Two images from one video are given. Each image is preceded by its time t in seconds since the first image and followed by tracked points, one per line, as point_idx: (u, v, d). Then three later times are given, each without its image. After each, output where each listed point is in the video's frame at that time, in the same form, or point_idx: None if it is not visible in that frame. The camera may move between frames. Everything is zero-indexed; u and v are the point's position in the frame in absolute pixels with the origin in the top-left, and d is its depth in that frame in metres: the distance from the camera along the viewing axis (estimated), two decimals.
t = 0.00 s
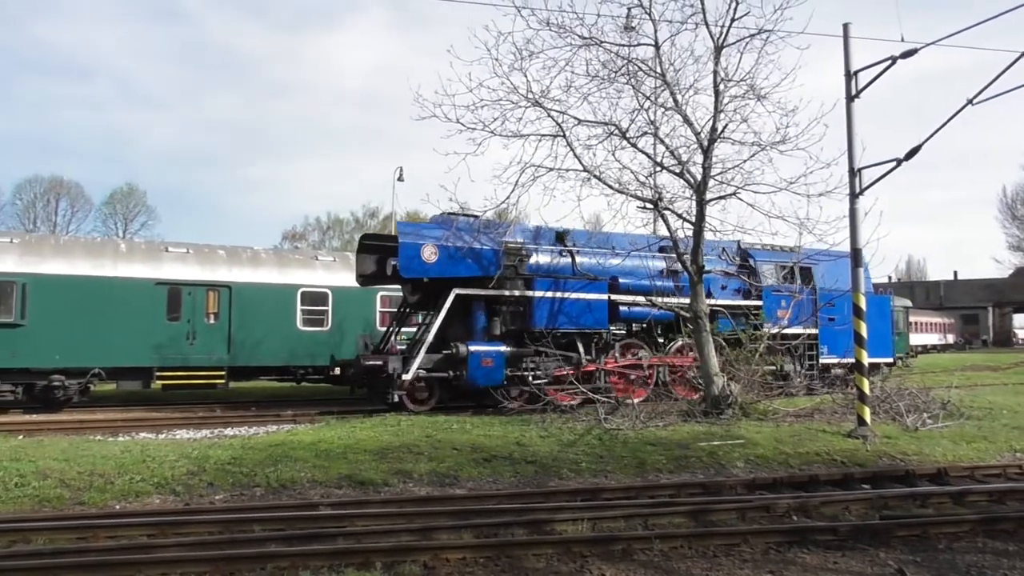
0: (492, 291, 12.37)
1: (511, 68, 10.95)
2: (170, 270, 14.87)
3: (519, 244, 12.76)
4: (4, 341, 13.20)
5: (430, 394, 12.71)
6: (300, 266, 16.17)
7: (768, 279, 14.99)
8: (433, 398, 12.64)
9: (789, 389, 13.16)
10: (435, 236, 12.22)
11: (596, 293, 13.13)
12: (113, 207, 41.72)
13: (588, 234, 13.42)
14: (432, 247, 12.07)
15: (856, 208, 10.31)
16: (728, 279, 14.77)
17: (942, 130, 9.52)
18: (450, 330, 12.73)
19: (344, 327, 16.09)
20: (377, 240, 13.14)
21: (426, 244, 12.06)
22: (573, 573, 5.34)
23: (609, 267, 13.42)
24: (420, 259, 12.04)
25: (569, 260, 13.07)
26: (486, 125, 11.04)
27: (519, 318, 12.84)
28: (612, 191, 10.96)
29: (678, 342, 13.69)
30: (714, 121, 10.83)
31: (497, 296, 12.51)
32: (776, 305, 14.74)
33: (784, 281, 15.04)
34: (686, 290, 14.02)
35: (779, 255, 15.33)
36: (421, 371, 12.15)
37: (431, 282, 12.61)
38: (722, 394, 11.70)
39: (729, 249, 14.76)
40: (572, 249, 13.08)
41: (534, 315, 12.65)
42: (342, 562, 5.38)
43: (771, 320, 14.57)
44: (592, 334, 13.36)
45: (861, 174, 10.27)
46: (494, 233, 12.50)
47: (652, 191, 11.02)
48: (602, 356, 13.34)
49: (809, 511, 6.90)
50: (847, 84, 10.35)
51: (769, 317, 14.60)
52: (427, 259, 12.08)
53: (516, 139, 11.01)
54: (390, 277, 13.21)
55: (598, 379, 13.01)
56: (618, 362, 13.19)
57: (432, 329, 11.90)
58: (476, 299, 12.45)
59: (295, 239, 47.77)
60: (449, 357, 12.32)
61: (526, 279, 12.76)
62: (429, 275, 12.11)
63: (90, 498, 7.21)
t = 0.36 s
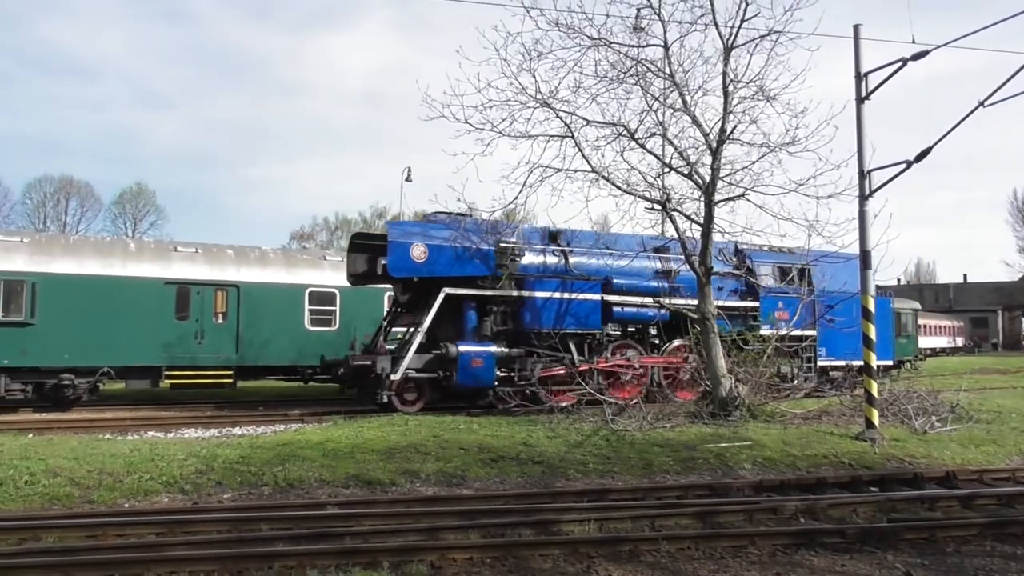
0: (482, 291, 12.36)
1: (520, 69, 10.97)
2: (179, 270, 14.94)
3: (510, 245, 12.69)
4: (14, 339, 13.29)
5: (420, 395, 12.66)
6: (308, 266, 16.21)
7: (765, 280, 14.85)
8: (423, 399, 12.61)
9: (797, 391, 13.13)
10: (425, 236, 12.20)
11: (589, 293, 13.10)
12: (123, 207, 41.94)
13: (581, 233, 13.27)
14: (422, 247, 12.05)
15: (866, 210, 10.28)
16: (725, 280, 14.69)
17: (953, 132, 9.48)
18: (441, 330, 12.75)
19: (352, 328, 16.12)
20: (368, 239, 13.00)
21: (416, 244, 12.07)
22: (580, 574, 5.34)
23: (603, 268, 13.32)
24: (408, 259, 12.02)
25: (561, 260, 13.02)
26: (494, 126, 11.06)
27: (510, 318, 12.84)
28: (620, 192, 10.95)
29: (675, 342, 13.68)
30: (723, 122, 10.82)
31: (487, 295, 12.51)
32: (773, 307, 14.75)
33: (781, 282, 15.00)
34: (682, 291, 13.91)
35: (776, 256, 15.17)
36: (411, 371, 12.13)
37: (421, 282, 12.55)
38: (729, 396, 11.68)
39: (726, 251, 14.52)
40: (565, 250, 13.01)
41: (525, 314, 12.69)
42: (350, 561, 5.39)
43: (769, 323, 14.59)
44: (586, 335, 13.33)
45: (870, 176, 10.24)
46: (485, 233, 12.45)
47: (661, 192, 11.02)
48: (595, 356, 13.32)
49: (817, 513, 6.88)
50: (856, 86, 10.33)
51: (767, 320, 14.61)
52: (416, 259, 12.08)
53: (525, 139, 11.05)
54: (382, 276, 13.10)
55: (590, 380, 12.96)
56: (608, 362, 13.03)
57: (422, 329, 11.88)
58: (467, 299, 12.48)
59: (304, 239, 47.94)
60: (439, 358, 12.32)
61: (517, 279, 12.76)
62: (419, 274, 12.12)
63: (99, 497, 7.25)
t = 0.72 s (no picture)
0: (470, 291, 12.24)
1: (524, 70, 10.89)
2: (185, 271, 14.98)
3: (500, 246, 12.63)
4: (20, 340, 13.34)
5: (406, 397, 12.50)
6: (314, 268, 16.24)
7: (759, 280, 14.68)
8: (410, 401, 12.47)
9: (803, 392, 13.10)
10: (412, 236, 12.07)
11: (581, 292, 13.06)
12: (129, 208, 42.09)
13: (571, 234, 13.34)
14: (409, 247, 11.90)
15: (872, 211, 10.25)
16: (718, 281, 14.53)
17: (959, 132, 9.45)
18: (429, 331, 12.60)
19: (357, 329, 16.15)
20: (355, 239, 12.78)
21: (402, 243, 11.91)
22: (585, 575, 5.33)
23: (593, 268, 13.32)
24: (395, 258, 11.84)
25: (551, 260, 13.02)
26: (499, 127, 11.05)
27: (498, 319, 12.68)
28: (626, 193, 10.94)
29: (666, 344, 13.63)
30: (728, 123, 10.81)
31: (476, 295, 12.35)
32: (768, 308, 14.59)
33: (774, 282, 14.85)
34: (672, 291, 13.89)
35: (767, 255, 15.07)
36: (397, 373, 12.00)
37: (409, 282, 12.38)
38: (734, 397, 11.66)
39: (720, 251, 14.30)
40: (555, 250, 13.05)
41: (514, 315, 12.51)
42: (355, 562, 5.40)
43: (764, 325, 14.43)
44: (575, 336, 13.21)
45: (876, 177, 10.21)
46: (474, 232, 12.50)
47: (666, 193, 11.01)
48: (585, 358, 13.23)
49: (822, 515, 6.86)
50: (861, 87, 10.30)
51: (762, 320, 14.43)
52: (402, 258, 11.91)
53: (530, 140, 10.99)
54: (370, 276, 12.79)
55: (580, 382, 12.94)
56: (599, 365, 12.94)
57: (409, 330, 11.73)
58: (455, 299, 12.32)
59: (309, 241, 48.07)
60: (427, 359, 12.19)
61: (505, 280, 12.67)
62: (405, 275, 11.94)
63: (105, 497, 7.27)
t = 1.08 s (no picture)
0: (462, 292, 12.22)
1: (534, 72, 10.86)
2: (196, 272, 15.04)
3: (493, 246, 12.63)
4: (33, 340, 13.43)
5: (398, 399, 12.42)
6: (324, 268, 16.30)
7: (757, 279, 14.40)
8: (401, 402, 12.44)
9: (814, 395, 13.02)
10: (403, 236, 12.03)
11: (576, 293, 12.95)
12: (141, 209, 42.34)
13: (566, 235, 13.40)
14: (399, 247, 11.85)
15: (884, 213, 10.18)
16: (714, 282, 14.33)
17: (973, 133, 9.36)
18: (422, 333, 12.56)
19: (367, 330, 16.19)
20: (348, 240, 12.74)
21: (392, 244, 11.87)
22: None
23: (589, 269, 13.25)
24: (384, 259, 11.81)
25: (546, 261, 12.98)
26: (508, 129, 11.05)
27: (491, 320, 12.61)
28: (635, 195, 10.91)
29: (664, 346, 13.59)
30: (738, 125, 10.76)
31: (468, 296, 12.31)
32: (768, 309, 14.22)
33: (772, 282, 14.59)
34: (670, 291, 13.79)
35: (763, 257, 14.91)
36: (388, 375, 11.98)
37: (400, 283, 12.35)
38: (745, 400, 11.62)
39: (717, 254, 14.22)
40: (550, 251, 13.04)
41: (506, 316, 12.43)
42: (364, 563, 5.39)
43: (762, 326, 14.09)
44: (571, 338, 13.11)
45: (888, 179, 10.15)
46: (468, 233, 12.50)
47: (676, 195, 10.98)
48: (579, 361, 13.10)
49: (834, 518, 6.81)
50: (873, 88, 10.23)
51: (761, 322, 14.07)
52: (393, 259, 11.85)
53: (540, 142, 10.95)
54: (362, 276, 12.70)
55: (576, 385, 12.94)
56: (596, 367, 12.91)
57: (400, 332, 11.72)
58: (447, 301, 12.33)
59: (320, 242, 48.18)
60: (418, 361, 12.17)
61: (498, 280, 12.60)
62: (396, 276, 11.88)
63: (116, 496, 7.31)
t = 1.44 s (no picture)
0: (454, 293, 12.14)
1: (544, 74, 11.00)
2: (206, 274, 15.13)
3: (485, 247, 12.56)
4: (44, 340, 13.52)
5: (387, 400, 12.36)
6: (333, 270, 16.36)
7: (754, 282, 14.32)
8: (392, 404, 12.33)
9: (823, 397, 12.95)
10: (393, 237, 11.90)
11: (568, 295, 12.89)
12: (151, 210, 42.59)
13: (574, 236, 13.49)
14: (389, 247, 11.73)
15: (894, 215, 10.14)
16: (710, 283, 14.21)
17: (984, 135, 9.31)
18: (413, 334, 12.51)
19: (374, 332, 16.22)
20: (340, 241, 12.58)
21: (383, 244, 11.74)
22: None
23: (583, 270, 13.19)
24: (375, 259, 11.66)
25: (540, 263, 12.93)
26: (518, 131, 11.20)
27: (483, 321, 12.52)
28: (645, 197, 10.92)
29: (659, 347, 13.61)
30: (748, 127, 10.75)
31: (459, 297, 12.23)
32: (765, 311, 14.11)
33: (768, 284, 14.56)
34: (666, 293, 13.73)
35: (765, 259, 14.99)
36: (378, 376, 11.87)
37: (391, 284, 12.31)
38: (754, 402, 11.57)
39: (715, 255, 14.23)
40: (544, 253, 12.99)
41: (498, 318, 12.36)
42: (372, 564, 5.41)
43: (760, 329, 13.98)
44: (565, 340, 13.04)
45: (898, 181, 10.11)
46: (460, 235, 12.52)
47: (685, 197, 10.97)
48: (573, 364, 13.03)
49: (843, 522, 6.79)
50: (884, 90, 10.21)
51: (758, 324, 13.97)
52: (383, 259, 11.72)
53: (549, 143, 11.09)
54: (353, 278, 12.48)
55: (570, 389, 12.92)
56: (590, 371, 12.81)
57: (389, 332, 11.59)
58: (437, 302, 12.22)
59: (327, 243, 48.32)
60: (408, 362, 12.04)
61: (491, 281, 12.60)
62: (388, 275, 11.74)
63: (126, 497, 7.35)
